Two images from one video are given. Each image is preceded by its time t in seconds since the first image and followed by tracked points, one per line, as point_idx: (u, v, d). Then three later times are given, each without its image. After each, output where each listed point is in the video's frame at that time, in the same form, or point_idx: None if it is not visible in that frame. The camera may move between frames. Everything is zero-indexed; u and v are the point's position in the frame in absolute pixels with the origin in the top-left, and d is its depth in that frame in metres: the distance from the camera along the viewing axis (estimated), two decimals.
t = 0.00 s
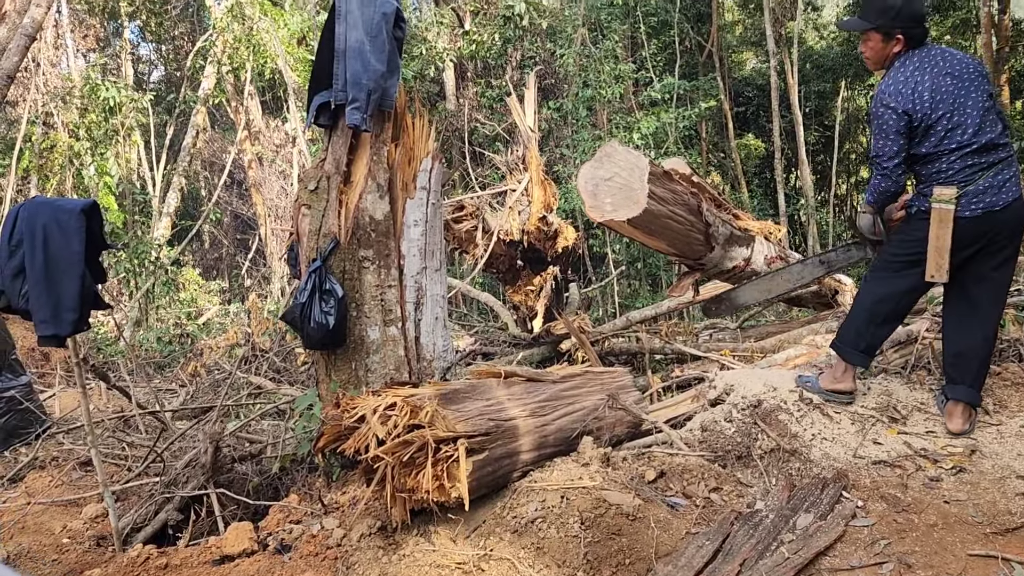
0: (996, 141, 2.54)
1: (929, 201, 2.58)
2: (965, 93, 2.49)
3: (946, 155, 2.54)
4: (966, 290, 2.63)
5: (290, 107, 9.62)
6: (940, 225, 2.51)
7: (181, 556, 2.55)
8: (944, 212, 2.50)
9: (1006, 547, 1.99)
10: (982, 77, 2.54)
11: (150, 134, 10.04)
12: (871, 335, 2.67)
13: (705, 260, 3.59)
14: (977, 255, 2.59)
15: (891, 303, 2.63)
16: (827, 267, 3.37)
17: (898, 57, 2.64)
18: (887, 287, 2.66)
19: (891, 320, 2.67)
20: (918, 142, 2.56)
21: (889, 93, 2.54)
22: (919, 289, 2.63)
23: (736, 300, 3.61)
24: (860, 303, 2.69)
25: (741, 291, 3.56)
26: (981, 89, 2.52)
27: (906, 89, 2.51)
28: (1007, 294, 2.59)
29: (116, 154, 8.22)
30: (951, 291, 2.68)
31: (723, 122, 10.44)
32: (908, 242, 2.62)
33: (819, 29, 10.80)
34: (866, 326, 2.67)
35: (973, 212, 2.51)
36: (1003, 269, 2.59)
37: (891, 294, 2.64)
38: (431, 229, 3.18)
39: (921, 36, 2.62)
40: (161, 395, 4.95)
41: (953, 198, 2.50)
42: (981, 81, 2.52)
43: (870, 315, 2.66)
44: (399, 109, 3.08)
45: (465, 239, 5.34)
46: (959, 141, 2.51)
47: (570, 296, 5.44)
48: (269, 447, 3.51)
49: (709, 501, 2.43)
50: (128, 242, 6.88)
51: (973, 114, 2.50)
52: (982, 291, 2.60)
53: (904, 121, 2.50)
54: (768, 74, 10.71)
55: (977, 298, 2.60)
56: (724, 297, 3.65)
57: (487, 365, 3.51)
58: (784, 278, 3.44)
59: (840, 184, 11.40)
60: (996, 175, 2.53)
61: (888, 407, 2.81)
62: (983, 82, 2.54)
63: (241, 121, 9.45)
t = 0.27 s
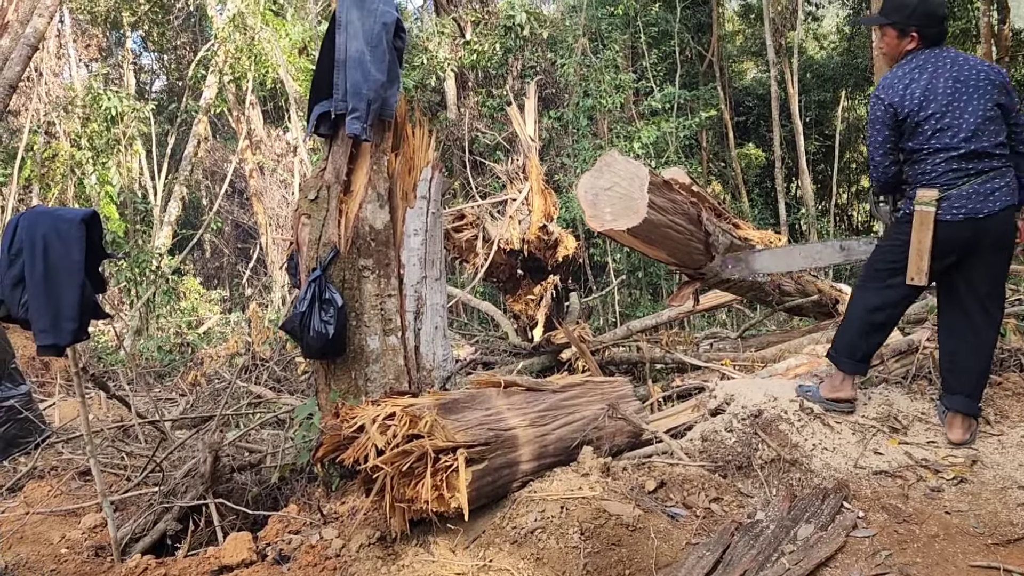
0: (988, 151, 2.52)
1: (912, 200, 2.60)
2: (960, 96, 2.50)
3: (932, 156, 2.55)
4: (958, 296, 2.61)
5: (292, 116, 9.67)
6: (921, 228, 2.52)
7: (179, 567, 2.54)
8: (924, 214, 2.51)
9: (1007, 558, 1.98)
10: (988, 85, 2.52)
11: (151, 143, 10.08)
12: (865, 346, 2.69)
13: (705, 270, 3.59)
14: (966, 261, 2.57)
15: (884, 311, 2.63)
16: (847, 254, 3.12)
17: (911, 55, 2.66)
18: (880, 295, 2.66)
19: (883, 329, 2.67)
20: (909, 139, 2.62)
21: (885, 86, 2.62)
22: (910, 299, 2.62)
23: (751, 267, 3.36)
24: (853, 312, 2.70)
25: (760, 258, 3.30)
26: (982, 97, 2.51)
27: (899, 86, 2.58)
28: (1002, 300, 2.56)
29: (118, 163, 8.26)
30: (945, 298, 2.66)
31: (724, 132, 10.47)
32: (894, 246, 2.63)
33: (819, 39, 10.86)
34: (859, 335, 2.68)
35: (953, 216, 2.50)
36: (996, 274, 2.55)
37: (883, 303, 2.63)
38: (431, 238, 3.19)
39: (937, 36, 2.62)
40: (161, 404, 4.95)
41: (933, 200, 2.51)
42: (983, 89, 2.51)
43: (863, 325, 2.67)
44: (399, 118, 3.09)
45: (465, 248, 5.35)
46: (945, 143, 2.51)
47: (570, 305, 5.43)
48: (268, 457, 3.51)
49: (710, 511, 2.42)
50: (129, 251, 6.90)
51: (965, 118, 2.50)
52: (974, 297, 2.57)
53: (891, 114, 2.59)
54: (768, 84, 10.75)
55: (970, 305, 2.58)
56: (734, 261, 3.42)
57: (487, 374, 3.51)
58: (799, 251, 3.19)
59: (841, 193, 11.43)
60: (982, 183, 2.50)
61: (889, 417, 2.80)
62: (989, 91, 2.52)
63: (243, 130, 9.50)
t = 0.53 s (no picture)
0: (976, 164, 2.52)
1: (891, 199, 2.65)
2: (964, 104, 2.51)
3: (917, 157, 2.58)
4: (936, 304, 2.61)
5: (291, 125, 9.71)
6: (890, 230, 2.56)
7: None
8: (894, 216, 2.56)
9: (1008, 569, 1.97)
10: (997, 99, 2.52)
11: (151, 152, 10.11)
12: (845, 352, 2.72)
13: (705, 279, 3.58)
14: (938, 269, 2.58)
15: (862, 318, 2.66)
16: (833, 218, 3.36)
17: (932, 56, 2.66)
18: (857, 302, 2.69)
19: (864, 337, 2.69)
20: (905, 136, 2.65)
21: (896, 81, 2.64)
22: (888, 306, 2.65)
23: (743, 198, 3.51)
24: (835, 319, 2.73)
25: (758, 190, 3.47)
26: (987, 111, 2.51)
27: (909, 83, 2.60)
28: (980, 306, 2.54)
29: (118, 172, 8.28)
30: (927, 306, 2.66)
31: (723, 141, 10.50)
32: (868, 248, 2.69)
33: (818, 48, 10.93)
34: (840, 341, 2.71)
35: (922, 223, 2.54)
36: (971, 281, 2.53)
37: (858, 311, 2.66)
38: (431, 247, 3.19)
39: (962, 40, 2.61)
40: (159, 413, 4.94)
41: (904, 203, 2.55)
42: (990, 102, 2.51)
43: (842, 331, 2.70)
44: (398, 128, 3.10)
45: (465, 257, 5.36)
46: (934, 148, 2.54)
47: (569, 314, 5.42)
48: (267, 466, 3.50)
49: (709, 521, 2.41)
50: (129, 259, 6.91)
51: (963, 127, 2.51)
52: (951, 305, 2.57)
53: (894, 108, 2.62)
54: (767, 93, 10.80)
55: (947, 313, 2.57)
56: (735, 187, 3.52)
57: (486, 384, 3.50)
58: (797, 202, 3.40)
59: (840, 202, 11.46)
60: (958, 193, 2.50)
61: (889, 426, 2.79)
62: (996, 106, 2.52)
63: (243, 138, 9.54)
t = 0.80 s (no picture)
0: (959, 177, 2.54)
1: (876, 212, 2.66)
2: (948, 118, 2.52)
3: (900, 171, 2.61)
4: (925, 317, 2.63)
5: (290, 133, 9.73)
6: (876, 243, 2.58)
7: None
8: (878, 229, 2.58)
9: None
10: (980, 113, 2.54)
11: (150, 160, 10.13)
12: (833, 370, 2.71)
13: (703, 288, 3.58)
14: (926, 283, 2.59)
15: (853, 335, 2.66)
16: (788, 206, 3.33)
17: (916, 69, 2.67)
18: (845, 318, 2.69)
19: (853, 352, 2.69)
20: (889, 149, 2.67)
21: (880, 93, 2.64)
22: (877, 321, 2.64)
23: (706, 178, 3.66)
24: (822, 335, 2.73)
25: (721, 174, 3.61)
26: (969, 125, 2.53)
27: (894, 96, 2.60)
28: (967, 316, 2.58)
29: (116, 180, 8.29)
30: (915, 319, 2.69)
31: (721, 150, 10.53)
32: (854, 263, 2.69)
33: (815, 58, 11.00)
34: (827, 358, 2.71)
35: (906, 236, 2.55)
36: (958, 292, 2.56)
37: (847, 326, 2.66)
38: (429, 256, 3.19)
39: (945, 53, 2.62)
40: (156, 422, 4.92)
41: (889, 217, 2.57)
42: (973, 116, 2.53)
43: (831, 347, 2.70)
44: (397, 136, 3.11)
45: (463, 265, 5.36)
46: (917, 161, 2.56)
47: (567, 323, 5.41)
48: (265, 475, 3.48)
49: (708, 531, 2.40)
50: (127, 267, 6.91)
51: (945, 140, 2.52)
52: (940, 317, 2.59)
53: (877, 121, 2.62)
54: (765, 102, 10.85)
55: (936, 325, 2.60)
56: (698, 165, 3.70)
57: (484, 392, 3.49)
58: (756, 186, 3.43)
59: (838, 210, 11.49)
60: (943, 206, 2.52)
61: (888, 435, 2.79)
62: (979, 120, 2.54)
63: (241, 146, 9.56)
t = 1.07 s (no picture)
0: (934, 179, 2.58)
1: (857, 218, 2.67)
2: (917, 123, 2.57)
3: (878, 176, 2.62)
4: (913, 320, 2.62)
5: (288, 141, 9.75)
6: (861, 247, 2.57)
7: None
8: (864, 233, 2.58)
9: None
10: (943, 118, 2.60)
11: (148, 167, 10.14)
12: (825, 378, 2.68)
13: (701, 295, 3.59)
14: (911, 285, 2.60)
15: (843, 339, 2.63)
16: (747, 209, 3.18)
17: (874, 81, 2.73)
18: (833, 325, 2.66)
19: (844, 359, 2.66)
20: (861, 157, 2.69)
21: (846, 104, 2.68)
22: (865, 325, 2.62)
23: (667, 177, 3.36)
24: (811, 343, 2.70)
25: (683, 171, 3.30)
26: (936, 129, 2.58)
27: (860, 105, 2.64)
28: (954, 317, 2.59)
29: (114, 188, 8.29)
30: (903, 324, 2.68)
31: (719, 158, 10.57)
32: (839, 269, 2.68)
33: (812, 67, 11.08)
34: (818, 367, 2.68)
35: (891, 237, 2.55)
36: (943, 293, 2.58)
37: (837, 332, 2.63)
38: (427, 264, 3.19)
39: (903, 65, 2.69)
40: (153, 430, 4.91)
41: (873, 220, 2.58)
42: (938, 120, 2.59)
43: (822, 356, 2.67)
44: (396, 144, 3.11)
45: (461, 273, 5.36)
46: (893, 165, 2.58)
47: (565, 331, 5.40)
48: (262, 483, 3.47)
49: (707, 540, 2.39)
50: (124, 274, 6.90)
51: (917, 144, 2.57)
52: (928, 319, 2.59)
53: (847, 131, 2.64)
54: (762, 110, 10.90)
55: (925, 327, 2.59)
56: (661, 166, 3.35)
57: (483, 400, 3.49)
58: (715, 187, 3.24)
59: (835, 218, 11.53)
60: (923, 207, 2.55)
61: (887, 444, 2.78)
62: (944, 124, 2.60)
63: (239, 153, 9.59)
